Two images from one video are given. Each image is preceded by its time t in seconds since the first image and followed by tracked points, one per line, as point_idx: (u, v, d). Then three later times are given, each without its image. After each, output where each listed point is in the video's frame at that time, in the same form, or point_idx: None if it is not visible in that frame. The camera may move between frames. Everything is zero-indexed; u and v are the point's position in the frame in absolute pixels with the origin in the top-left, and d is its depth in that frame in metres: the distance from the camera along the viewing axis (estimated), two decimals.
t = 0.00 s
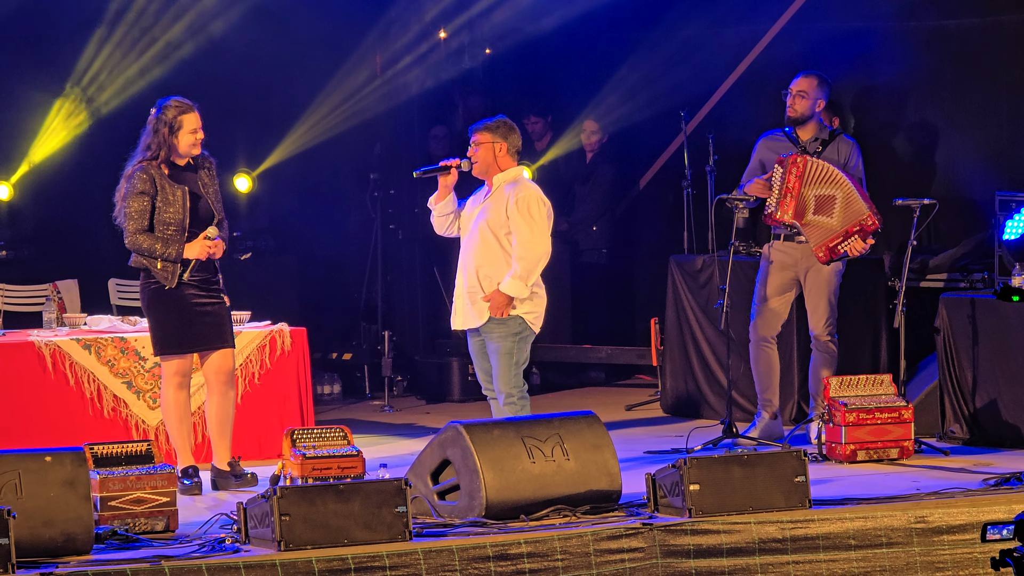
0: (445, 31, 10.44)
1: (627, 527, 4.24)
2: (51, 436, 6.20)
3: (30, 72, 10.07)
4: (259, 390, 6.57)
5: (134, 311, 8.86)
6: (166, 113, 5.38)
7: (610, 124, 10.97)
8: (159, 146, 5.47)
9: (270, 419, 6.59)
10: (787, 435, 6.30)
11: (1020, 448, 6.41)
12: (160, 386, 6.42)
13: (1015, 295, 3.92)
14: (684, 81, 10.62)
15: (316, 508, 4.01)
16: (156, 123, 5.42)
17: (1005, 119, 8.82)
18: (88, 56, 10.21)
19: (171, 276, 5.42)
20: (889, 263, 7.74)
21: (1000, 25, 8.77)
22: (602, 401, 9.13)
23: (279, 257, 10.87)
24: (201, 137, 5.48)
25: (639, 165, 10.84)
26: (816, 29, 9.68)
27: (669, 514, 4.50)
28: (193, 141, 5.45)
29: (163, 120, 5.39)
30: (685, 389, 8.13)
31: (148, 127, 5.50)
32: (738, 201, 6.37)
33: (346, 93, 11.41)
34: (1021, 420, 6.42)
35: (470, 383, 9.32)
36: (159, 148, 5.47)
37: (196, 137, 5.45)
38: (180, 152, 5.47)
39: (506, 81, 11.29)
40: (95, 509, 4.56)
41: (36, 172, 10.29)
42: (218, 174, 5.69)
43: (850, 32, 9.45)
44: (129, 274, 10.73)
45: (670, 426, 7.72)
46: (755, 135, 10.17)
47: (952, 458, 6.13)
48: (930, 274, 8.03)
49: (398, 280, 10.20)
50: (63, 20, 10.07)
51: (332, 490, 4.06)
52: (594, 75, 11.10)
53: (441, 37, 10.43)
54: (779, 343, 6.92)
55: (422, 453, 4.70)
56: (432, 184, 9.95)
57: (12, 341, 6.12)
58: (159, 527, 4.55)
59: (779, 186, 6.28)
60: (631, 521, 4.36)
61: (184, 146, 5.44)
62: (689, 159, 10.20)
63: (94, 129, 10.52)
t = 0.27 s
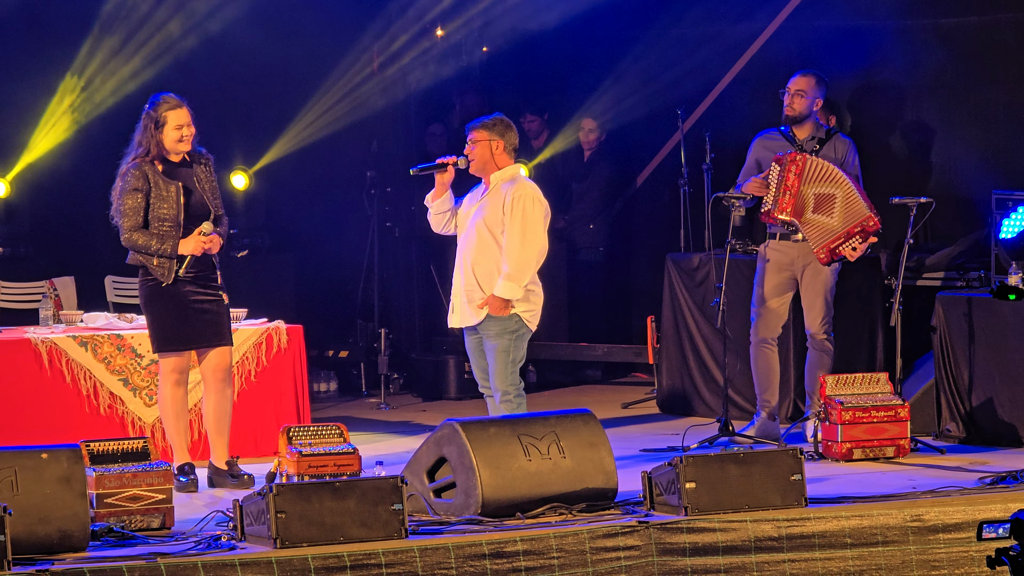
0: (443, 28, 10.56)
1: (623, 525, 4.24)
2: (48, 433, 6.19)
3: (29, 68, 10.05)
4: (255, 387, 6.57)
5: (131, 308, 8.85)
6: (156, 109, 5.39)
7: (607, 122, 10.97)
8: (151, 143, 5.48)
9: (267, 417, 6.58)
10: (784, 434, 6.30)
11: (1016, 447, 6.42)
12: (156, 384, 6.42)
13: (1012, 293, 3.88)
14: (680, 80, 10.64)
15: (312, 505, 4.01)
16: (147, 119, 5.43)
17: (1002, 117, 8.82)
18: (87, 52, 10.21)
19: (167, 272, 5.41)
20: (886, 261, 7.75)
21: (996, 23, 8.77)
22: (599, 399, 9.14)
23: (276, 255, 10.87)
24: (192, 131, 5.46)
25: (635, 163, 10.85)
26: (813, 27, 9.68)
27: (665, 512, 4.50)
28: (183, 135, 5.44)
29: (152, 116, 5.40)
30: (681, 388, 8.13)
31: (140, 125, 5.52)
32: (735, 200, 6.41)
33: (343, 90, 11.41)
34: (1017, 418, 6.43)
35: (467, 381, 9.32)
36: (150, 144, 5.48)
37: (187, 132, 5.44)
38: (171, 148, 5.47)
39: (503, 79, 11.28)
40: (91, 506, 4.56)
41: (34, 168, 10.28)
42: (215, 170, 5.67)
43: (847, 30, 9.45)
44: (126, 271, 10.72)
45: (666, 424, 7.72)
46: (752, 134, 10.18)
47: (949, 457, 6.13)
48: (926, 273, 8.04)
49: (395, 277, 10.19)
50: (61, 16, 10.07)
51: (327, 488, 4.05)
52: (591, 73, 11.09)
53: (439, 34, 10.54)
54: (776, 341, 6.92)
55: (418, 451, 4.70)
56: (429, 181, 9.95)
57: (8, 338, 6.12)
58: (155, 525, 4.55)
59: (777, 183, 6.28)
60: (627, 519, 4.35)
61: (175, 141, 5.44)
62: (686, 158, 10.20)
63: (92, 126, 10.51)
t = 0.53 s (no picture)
0: (440, 25, 10.54)
1: (623, 522, 4.24)
2: (47, 433, 6.19)
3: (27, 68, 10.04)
4: (255, 386, 6.57)
5: (130, 307, 8.85)
6: (153, 109, 5.39)
7: (605, 118, 10.96)
8: (149, 142, 5.47)
9: (267, 415, 6.58)
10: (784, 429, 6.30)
11: (1016, 441, 6.42)
12: (156, 382, 6.41)
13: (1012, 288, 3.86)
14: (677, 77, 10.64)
15: (312, 503, 4.01)
16: (143, 119, 5.43)
17: (1000, 111, 8.82)
18: (85, 51, 10.21)
19: (165, 270, 5.40)
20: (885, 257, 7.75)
21: (994, 18, 8.77)
22: (599, 396, 9.14)
23: (275, 253, 10.87)
24: (189, 130, 5.45)
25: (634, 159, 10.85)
26: (811, 23, 9.68)
27: (665, 508, 4.50)
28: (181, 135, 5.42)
29: (149, 116, 5.40)
30: (681, 384, 8.12)
31: (139, 124, 5.50)
32: (733, 196, 6.36)
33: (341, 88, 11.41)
34: (1017, 413, 6.43)
35: (466, 378, 9.33)
36: (148, 144, 5.47)
37: (184, 132, 5.43)
38: (169, 147, 5.45)
39: (501, 75, 11.27)
40: (92, 505, 4.56)
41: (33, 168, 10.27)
42: (215, 169, 5.65)
43: (845, 25, 9.44)
44: (125, 271, 10.72)
45: (666, 421, 7.72)
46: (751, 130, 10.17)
47: (949, 451, 6.13)
48: (925, 268, 8.05)
49: (394, 275, 10.18)
50: (58, 16, 10.07)
51: (328, 486, 4.05)
52: (589, 70, 11.07)
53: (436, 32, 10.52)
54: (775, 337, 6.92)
55: (418, 448, 4.70)
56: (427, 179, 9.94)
57: (8, 338, 6.12)
58: (155, 523, 4.54)
59: (777, 179, 6.27)
60: (628, 516, 4.35)
61: (173, 141, 5.43)
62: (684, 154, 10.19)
63: (90, 125, 10.51)
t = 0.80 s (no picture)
0: (438, 23, 10.57)
1: (622, 519, 4.24)
2: (46, 431, 6.19)
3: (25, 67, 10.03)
4: (254, 383, 6.57)
5: (129, 305, 8.84)
6: (161, 106, 5.39)
7: (604, 116, 10.95)
8: (153, 139, 5.47)
9: (266, 413, 6.58)
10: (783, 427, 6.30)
11: (1015, 438, 6.42)
12: (155, 380, 6.41)
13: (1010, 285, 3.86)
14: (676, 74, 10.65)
15: (311, 500, 4.01)
16: (150, 115, 5.43)
17: (998, 108, 8.82)
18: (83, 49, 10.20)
19: (166, 268, 5.41)
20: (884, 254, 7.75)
21: (992, 15, 8.77)
22: (598, 393, 9.14)
23: (274, 251, 10.87)
24: (194, 129, 5.46)
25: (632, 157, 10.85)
26: (809, 20, 9.68)
27: (665, 505, 4.51)
28: (186, 133, 5.43)
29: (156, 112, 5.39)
30: (680, 382, 8.12)
31: (144, 120, 5.50)
32: (732, 192, 6.35)
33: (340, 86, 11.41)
34: (1016, 409, 6.43)
35: (465, 375, 9.33)
36: (153, 140, 5.47)
37: (190, 130, 5.44)
38: (173, 145, 5.45)
39: (500, 73, 11.27)
40: (91, 503, 4.57)
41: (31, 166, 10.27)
42: (217, 169, 5.67)
43: (844, 22, 9.44)
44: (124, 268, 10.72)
45: (665, 418, 7.72)
46: (749, 127, 10.18)
47: (948, 448, 6.14)
48: (924, 264, 8.03)
49: (394, 272, 10.18)
50: (57, 13, 10.06)
51: (327, 483, 4.05)
52: (588, 67, 11.07)
53: (435, 29, 10.55)
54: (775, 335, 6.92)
55: (417, 445, 4.70)
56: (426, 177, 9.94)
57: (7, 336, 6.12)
58: (154, 521, 4.54)
59: (777, 177, 6.25)
60: (627, 513, 4.35)
61: (178, 139, 5.43)
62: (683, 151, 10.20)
63: (90, 123, 10.52)
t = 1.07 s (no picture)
0: (438, 21, 10.56)
1: (624, 517, 4.24)
2: (47, 430, 6.19)
3: (26, 66, 10.03)
4: (255, 382, 6.57)
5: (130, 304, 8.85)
6: (175, 101, 5.41)
7: (604, 114, 10.95)
8: (166, 135, 5.48)
9: (267, 411, 6.59)
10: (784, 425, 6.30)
11: (1016, 435, 6.42)
12: (157, 380, 6.41)
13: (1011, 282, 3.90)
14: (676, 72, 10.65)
15: (313, 499, 4.00)
16: (164, 109, 5.46)
17: (998, 105, 8.82)
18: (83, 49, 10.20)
19: (175, 266, 5.41)
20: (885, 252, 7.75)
21: (992, 12, 8.77)
22: (599, 391, 9.15)
23: (275, 250, 10.87)
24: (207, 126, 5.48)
25: (633, 155, 10.85)
26: (809, 18, 9.68)
27: (666, 503, 4.50)
28: (199, 130, 5.45)
29: (170, 107, 5.42)
30: (681, 380, 8.13)
31: (158, 115, 5.52)
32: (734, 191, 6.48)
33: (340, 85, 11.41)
34: (1017, 407, 6.43)
35: (467, 374, 9.33)
36: (165, 136, 5.48)
37: (202, 127, 5.46)
38: (185, 141, 5.47)
39: (500, 72, 11.26)
40: (92, 502, 4.57)
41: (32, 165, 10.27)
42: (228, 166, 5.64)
43: (845, 20, 9.44)
44: (125, 267, 10.72)
45: (667, 416, 7.72)
46: (750, 125, 10.18)
47: (949, 446, 6.14)
48: (925, 263, 8.03)
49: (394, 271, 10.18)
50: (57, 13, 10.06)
51: (328, 482, 4.04)
52: (588, 65, 11.07)
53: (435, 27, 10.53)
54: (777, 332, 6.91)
55: (418, 444, 4.70)
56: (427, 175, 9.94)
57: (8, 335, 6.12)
58: (156, 520, 4.55)
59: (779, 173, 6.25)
60: (628, 511, 4.35)
61: (190, 135, 5.44)
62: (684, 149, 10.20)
63: (91, 123, 10.53)
